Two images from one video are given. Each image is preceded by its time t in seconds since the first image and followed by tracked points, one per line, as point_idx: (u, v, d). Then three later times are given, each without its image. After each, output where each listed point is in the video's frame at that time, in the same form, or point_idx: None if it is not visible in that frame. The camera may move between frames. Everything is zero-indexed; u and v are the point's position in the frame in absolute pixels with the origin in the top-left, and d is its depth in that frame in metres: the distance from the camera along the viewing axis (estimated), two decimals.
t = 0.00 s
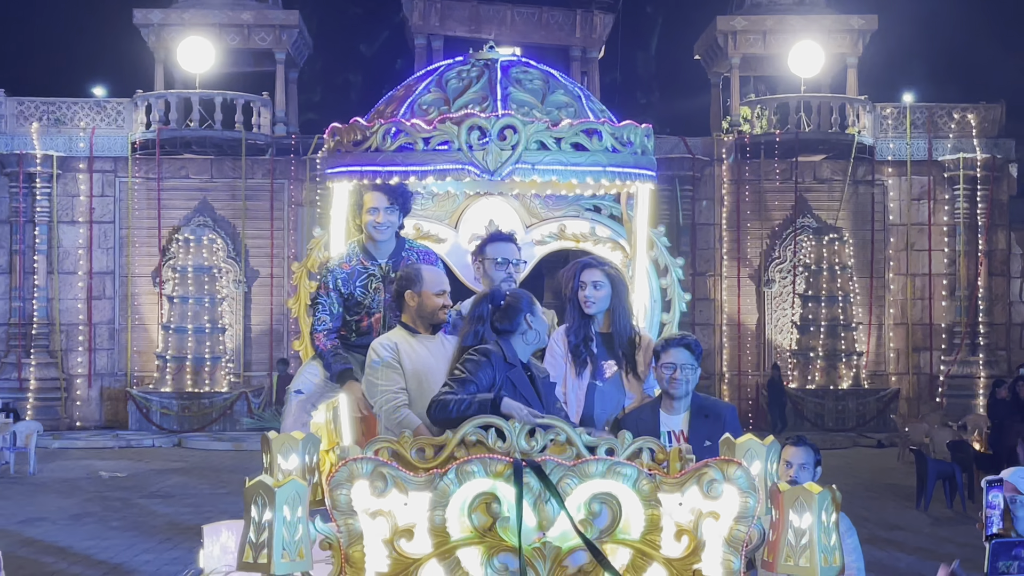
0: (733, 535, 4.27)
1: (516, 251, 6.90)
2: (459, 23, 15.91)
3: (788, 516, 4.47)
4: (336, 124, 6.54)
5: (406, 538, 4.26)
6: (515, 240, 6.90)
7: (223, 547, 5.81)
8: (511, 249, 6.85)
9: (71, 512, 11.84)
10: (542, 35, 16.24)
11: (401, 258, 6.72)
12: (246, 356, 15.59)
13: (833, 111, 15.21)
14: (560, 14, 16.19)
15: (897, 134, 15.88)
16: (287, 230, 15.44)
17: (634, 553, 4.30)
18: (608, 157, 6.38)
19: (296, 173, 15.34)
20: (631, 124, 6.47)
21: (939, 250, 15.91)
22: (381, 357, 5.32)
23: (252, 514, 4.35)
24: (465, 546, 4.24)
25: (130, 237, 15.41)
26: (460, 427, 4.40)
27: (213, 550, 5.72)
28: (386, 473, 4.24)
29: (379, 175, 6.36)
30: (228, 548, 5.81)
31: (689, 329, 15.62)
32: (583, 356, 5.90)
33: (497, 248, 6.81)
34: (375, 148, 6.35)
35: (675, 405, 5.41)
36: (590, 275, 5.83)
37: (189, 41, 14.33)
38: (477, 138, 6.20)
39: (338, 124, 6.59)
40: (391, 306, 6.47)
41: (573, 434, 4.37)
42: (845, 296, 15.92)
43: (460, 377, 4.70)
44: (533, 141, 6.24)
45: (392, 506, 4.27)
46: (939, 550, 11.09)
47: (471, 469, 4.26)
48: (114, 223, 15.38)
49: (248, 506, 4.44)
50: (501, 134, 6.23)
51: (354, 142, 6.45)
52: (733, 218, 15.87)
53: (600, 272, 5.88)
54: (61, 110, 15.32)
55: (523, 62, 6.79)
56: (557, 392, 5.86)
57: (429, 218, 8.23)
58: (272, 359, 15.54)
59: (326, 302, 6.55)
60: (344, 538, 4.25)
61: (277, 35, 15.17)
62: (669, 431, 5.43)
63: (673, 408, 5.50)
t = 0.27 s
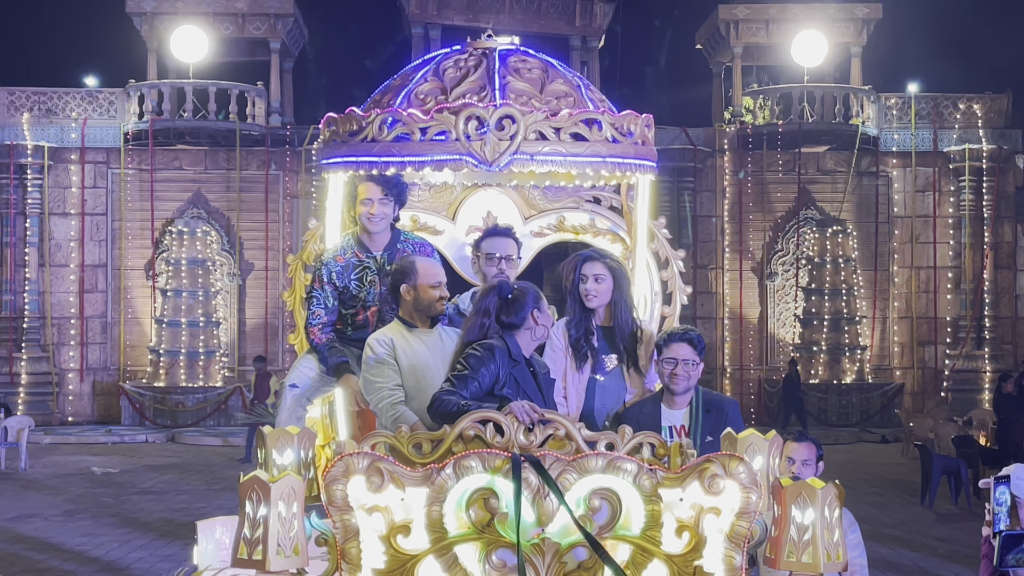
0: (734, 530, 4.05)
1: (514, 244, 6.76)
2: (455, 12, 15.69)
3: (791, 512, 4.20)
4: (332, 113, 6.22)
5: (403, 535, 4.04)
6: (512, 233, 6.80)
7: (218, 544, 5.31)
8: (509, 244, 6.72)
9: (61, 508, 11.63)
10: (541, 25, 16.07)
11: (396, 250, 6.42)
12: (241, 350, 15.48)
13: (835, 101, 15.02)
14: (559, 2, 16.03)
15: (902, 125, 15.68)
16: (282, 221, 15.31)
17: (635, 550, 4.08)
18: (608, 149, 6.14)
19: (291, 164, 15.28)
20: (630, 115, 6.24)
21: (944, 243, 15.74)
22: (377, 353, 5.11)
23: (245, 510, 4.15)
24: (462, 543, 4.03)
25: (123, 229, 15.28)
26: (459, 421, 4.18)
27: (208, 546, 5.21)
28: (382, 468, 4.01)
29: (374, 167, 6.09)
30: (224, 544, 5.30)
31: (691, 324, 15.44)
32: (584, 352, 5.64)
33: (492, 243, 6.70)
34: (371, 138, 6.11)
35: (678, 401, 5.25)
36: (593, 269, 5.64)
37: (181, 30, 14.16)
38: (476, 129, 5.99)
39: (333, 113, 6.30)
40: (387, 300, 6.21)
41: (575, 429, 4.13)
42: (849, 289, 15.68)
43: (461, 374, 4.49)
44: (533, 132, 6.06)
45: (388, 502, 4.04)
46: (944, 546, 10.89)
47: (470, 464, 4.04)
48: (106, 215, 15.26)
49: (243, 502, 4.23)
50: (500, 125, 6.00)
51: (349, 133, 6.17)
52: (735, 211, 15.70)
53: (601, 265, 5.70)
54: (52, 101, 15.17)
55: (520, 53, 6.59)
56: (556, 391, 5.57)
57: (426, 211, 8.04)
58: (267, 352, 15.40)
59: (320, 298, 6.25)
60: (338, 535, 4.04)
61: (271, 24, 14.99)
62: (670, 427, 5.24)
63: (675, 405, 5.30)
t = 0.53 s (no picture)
0: (736, 526, 3.93)
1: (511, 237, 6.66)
2: (454, 4, 15.57)
3: (793, 508, 4.06)
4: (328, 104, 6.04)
5: (401, 532, 3.90)
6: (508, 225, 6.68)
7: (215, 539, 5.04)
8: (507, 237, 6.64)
9: (55, 505, 11.48)
10: (541, 16, 15.94)
11: (393, 243, 6.31)
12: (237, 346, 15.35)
13: (838, 94, 14.87)
14: None
15: (904, 117, 15.56)
16: (278, 215, 15.19)
17: (635, 546, 3.95)
18: (610, 141, 6.00)
19: (287, 157, 15.15)
20: (632, 108, 6.11)
21: (947, 237, 15.63)
22: (373, 349, 4.98)
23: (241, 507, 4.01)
24: (461, 540, 3.90)
25: (118, 222, 15.15)
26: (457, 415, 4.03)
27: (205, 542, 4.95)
28: (380, 464, 3.88)
29: (372, 160, 5.93)
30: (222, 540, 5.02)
31: (692, 318, 15.31)
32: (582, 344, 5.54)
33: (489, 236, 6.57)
34: (369, 130, 5.92)
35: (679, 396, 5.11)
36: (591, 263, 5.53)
37: (177, 21, 14.01)
38: (475, 121, 5.79)
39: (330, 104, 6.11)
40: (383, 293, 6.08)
41: (575, 424, 3.97)
42: (850, 285, 15.73)
43: (461, 368, 4.35)
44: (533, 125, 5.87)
45: (386, 498, 3.90)
46: (948, 542, 10.76)
47: (470, 460, 3.90)
48: (100, 209, 15.13)
49: (239, 498, 4.09)
50: (499, 117, 5.80)
51: (347, 125, 6.00)
52: (736, 205, 15.57)
53: (598, 259, 5.58)
54: (47, 93, 15.04)
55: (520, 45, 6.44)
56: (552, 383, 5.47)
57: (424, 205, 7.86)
58: (263, 348, 15.27)
59: (317, 294, 6.17)
60: (335, 532, 3.91)
61: (268, 14, 14.86)
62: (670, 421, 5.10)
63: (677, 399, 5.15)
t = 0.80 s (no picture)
0: (738, 523, 3.82)
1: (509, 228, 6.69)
2: None
3: (794, 503, 3.94)
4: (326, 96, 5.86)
5: (399, 527, 3.76)
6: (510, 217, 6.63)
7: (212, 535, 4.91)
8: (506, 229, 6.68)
9: (50, 500, 11.35)
10: (540, 7, 15.83)
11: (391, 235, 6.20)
12: (233, 341, 15.25)
13: (840, 86, 14.72)
14: None
15: (908, 109, 15.43)
16: (275, 208, 15.11)
17: (636, 542, 3.81)
18: (611, 132, 5.87)
19: (284, 150, 15.05)
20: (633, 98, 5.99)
21: (949, 232, 15.54)
22: (373, 344, 5.27)
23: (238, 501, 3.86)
24: (460, 536, 3.77)
25: (113, 215, 15.09)
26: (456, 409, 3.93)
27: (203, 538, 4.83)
28: (378, 457, 3.75)
29: (370, 152, 5.78)
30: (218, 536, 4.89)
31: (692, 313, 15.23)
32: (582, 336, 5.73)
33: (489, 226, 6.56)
34: (367, 122, 5.76)
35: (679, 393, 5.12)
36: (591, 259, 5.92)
37: (172, 11, 13.88)
38: (475, 112, 5.65)
39: (328, 96, 5.94)
40: (382, 285, 5.98)
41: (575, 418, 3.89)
42: (852, 279, 15.67)
43: (474, 362, 4.47)
44: (533, 116, 5.73)
45: (384, 494, 3.77)
46: (951, 538, 10.65)
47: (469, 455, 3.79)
48: (95, 201, 15.08)
49: (234, 493, 3.94)
50: (500, 109, 5.66)
51: (345, 116, 5.83)
52: (738, 199, 15.44)
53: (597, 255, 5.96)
54: (42, 84, 14.96)
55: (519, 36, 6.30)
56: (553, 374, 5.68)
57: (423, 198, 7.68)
58: (260, 343, 15.21)
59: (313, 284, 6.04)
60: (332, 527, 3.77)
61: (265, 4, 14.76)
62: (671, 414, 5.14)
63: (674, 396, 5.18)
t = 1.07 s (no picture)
0: (740, 520, 3.67)
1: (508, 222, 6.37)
2: None
3: (797, 501, 3.80)
4: (325, 89, 5.75)
5: (399, 524, 3.64)
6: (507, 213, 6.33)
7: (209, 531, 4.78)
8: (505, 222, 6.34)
9: (43, 495, 11.25)
10: None
11: (390, 229, 6.06)
12: (230, 335, 15.17)
13: (842, 79, 14.61)
14: None
15: (911, 103, 15.29)
16: (272, 201, 15.05)
17: (637, 539, 3.69)
18: (613, 125, 5.72)
19: (282, 143, 14.98)
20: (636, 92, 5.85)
21: (952, 226, 15.46)
22: (372, 339, 5.11)
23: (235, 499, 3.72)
24: (460, 533, 3.64)
25: (109, 208, 15.04)
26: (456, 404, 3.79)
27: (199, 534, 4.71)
28: (377, 453, 3.63)
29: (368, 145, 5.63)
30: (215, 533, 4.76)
31: (692, 307, 15.15)
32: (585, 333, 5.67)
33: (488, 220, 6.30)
34: (366, 116, 5.62)
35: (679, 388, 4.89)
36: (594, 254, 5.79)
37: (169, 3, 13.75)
38: (474, 105, 5.49)
39: (327, 89, 5.83)
40: (381, 280, 5.81)
41: (577, 414, 3.77)
42: (855, 274, 15.41)
43: (484, 363, 4.21)
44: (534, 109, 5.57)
45: (384, 490, 3.65)
46: (953, 535, 10.53)
47: (468, 451, 3.66)
48: (91, 195, 15.03)
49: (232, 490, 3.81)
50: (499, 102, 5.51)
51: (343, 109, 5.70)
52: (739, 193, 15.34)
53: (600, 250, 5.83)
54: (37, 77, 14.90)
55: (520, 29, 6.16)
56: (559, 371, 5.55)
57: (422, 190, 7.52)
58: (257, 337, 15.15)
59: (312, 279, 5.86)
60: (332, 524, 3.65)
61: None
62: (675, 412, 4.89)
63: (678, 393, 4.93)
